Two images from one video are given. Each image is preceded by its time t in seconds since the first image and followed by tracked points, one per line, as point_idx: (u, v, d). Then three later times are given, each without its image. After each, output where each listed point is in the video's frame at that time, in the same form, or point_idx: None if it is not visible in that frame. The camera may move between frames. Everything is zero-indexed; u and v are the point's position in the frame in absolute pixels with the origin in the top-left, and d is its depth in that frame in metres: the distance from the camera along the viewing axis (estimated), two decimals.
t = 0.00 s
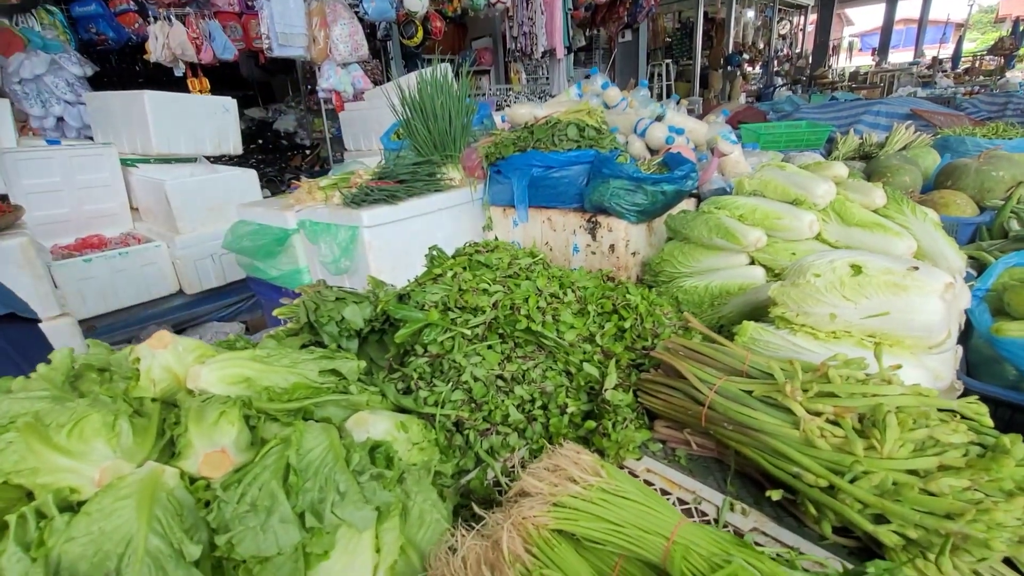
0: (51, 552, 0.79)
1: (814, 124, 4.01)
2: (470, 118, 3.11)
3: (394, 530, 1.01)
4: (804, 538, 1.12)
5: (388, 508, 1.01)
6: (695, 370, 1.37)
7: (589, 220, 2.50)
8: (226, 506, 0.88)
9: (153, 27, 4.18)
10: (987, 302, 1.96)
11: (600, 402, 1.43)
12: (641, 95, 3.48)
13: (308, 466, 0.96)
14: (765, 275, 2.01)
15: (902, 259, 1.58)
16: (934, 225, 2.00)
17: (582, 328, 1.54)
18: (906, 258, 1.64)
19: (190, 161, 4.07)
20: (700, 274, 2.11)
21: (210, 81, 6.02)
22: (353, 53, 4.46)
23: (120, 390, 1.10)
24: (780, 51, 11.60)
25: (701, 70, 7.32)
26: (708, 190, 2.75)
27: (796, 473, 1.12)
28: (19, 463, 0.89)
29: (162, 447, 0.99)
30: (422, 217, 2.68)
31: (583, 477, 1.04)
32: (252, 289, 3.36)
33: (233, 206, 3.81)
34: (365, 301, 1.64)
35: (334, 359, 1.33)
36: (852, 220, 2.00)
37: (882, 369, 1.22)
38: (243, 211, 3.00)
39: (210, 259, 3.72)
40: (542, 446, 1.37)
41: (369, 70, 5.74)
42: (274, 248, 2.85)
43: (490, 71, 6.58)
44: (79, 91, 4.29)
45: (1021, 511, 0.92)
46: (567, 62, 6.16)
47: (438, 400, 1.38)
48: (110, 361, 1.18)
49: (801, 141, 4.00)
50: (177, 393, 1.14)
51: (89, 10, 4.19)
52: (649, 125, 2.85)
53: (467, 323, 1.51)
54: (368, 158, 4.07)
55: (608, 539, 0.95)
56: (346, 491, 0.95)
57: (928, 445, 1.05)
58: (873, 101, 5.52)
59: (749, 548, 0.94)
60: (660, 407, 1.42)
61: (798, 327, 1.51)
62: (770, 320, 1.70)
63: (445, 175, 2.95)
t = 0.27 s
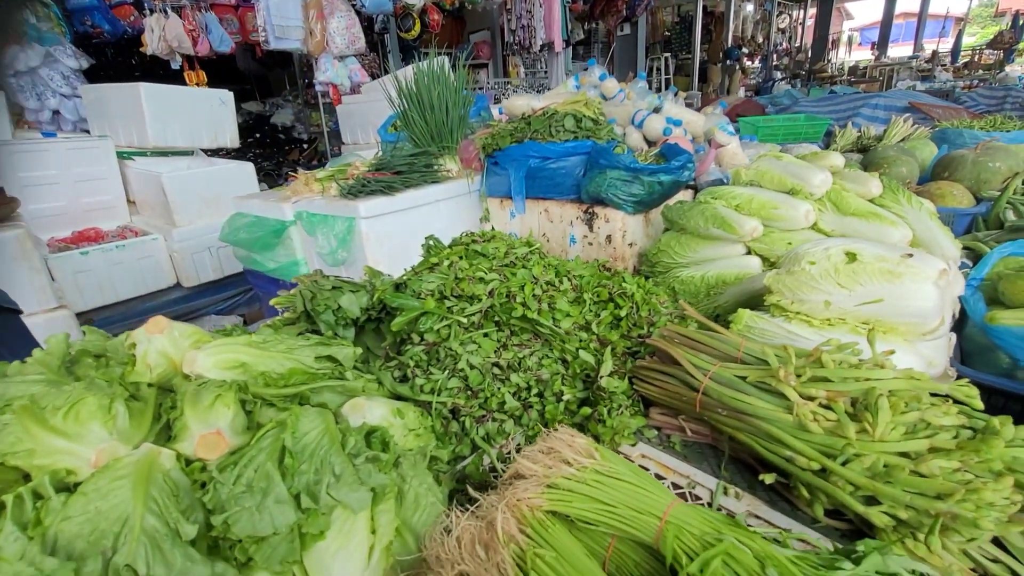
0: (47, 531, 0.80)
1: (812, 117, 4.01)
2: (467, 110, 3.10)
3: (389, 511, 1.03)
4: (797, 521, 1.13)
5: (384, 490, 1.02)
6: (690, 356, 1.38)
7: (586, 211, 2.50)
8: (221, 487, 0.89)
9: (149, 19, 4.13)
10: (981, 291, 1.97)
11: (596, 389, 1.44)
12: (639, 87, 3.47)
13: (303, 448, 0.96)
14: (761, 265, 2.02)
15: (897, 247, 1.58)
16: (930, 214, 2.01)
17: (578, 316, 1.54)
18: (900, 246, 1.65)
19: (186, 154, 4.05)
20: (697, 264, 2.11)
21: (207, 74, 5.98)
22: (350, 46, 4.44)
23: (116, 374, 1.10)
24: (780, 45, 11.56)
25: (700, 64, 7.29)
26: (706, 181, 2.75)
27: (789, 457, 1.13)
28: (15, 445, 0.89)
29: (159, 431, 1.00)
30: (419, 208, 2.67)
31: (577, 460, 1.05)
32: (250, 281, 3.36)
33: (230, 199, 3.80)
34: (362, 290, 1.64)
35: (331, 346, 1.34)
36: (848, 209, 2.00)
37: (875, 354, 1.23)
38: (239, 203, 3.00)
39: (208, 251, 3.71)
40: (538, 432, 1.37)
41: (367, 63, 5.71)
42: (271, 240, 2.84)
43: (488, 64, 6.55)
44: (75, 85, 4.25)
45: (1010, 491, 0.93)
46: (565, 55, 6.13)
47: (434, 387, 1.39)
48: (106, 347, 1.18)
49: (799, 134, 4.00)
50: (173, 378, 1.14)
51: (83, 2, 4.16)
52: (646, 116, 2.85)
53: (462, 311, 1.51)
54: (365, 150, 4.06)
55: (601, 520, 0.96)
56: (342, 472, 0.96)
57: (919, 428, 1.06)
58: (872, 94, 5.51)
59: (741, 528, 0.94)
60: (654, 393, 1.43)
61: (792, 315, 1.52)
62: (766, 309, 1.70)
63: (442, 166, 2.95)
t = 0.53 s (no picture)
0: (60, 511, 0.82)
1: (810, 109, 4.02)
2: (465, 103, 3.10)
3: (392, 494, 1.05)
4: (791, 503, 1.15)
5: (387, 473, 1.04)
6: (687, 344, 1.40)
7: (585, 203, 2.51)
8: (229, 470, 0.91)
9: (146, 13, 4.13)
10: (976, 280, 1.99)
11: (594, 377, 1.46)
12: (637, 80, 3.47)
13: (308, 433, 0.98)
14: (758, 255, 2.03)
15: (892, 236, 1.60)
16: (925, 205, 2.03)
17: (576, 305, 1.56)
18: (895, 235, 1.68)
19: (185, 149, 4.05)
20: (694, 255, 2.13)
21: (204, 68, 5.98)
22: (348, 40, 4.43)
23: (123, 362, 1.12)
24: (778, 38, 11.54)
25: (698, 57, 7.28)
26: (703, 173, 2.77)
27: (783, 440, 1.16)
28: (27, 429, 0.91)
29: (166, 416, 1.02)
30: (418, 201, 2.69)
31: (575, 443, 1.08)
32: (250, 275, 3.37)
33: (229, 193, 3.80)
34: (363, 281, 1.65)
35: (333, 335, 1.35)
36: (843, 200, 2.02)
37: (869, 340, 1.25)
38: (239, 197, 3.01)
39: (208, 246, 3.72)
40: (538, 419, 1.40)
41: (365, 57, 5.70)
42: (271, 233, 2.86)
43: (487, 58, 6.53)
44: (72, 79, 4.24)
45: (997, 470, 0.96)
46: (563, 48, 6.12)
47: (435, 376, 1.41)
48: (112, 336, 1.20)
49: (797, 127, 4.01)
50: (179, 366, 1.16)
51: None
52: (644, 109, 2.86)
53: (463, 301, 1.53)
54: (364, 145, 4.07)
55: (599, 501, 0.99)
56: (346, 456, 0.98)
57: (910, 411, 1.08)
58: (870, 87, 5.52)
59: (736, 507, 0.97)
60: (652, 380, 1.46)
61: (788, 303, 1.54)
62: (762, 298, 1.72)
63: (441, 160, 2.96)
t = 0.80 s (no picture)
0: (63, 507, 0.82)
1: (811, 105, 4.00)
2: (465, 98, 3.09)
3: (394, 489, 1.06)
4: (791, 498, 1.16)
5: (389, 468, 1.05)
6: (688, 339, 1.40)
7: (585, 199, 2.50)
8: (231, 465, 0.91)
9: (144, 8, 4.11)
10: (977, 276, 1.98)
11: (595, 372, 1.46)
12: (638, 74, 3.46)
13: (310, 428, 0.98)
14: (759, 251, 2.03)
15: (893, 231, 1.60)
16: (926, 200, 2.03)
17: (578, 301, 1.56)
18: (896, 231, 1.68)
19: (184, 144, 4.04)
20: (695, 250, 2.13)
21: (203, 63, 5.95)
22: (346, 35, 4.44)
23: (124, 358, 1.12)
24: (779, 33, 11.50)
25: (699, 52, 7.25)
26: (704, 169, 2.77)
27: (784, 436, 1.16)
28: (30, 425, 0.91)
29: (168, 412, 1.02)
30: (419, 197, 2.68)
31: (577, 438, 1.08)
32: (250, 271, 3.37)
33: (229, 189, 3.80)
34: (364, 277, 1.65)
35: (334, 331, 1.35)
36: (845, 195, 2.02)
37: (870, 335, 1.25)
38: (239, 193, 3.01)
39: (208, 242, 3.72)
40: (539, 414, 1.40)
41: (364, 52, 5.68)
42: (270, 229, 2.85)
43: (486, 53, 6.51)
44: (70, 74, 4.22)
45: (998, 465, 0.96)
46: (563, 43, 6.10)
47: (436, 371, 1.41)
48: (114, 332, 1.20)
49: (797, 122, 4.00)
50: (180, 362, 1.16)
51: None
52: (645, 104, 2.85)
53: (464, 296, 1.53)
54: (364, 140, 4.06)
55: (601, 496, 0.99)
56: (348, 451, 0.98)
57: (911, 406, 1.08)
58: (871, 82, 5.50)
59: (738, 502, 0.97)
60: (653, 376, 1.46)
61: (789, 299, 1.54)
62: (763, 294, 1.72)
63: (441, 155, 2.95)
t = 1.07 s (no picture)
0: (70, 509, 0.82)
1: (815, 104, 3.98)
2: (469, 96, 3.08)
3: (399, 492, 1.05)
4: (797, 502, 1.15)
5: (394, 471, 1.05)
6: (693, 342, 1.39)
7: (589, 198, 2.50)
8: (237, 467, 0.91)
9: (147, 4, 4.10)
10: (983, 278, 1.97)
11: (600, 374, 1.46)
12: (642, 73, 3.44)
13: (316, 430, 0.98)
14: (764, 252, 2.03)
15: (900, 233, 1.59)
16: (933, 202, 2.02)
17: (582, 302, 1.55)
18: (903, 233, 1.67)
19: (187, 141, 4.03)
20: (699, 251, 2.12)
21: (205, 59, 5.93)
22: (350, 32, 4.39)
23: (129, 358, 1.12)
24: (782, 31, 11.45)
25: (703, 49, 7.20)
26: (708, 168, 2.76)
27: (790, 440, 1.15)
28: (35, 426, 0.91)
29: (174, 413, 1.02)
30: (422, 195, 2.67)
31: (583, 441, 1.08)
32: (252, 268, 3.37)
33: (232, 186, 3.79)
34: (368, 277, 1.64)
35: (339, 331, 1.35)
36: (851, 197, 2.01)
37: (877, 340, 1.24)
38: (242, 190, 3.00)
39: (210, 239, 3.72)
40: (543, 416, 1.40)
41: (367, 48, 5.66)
42: (273, 227, 2.85)
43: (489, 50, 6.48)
44: (72, 70, 4.19)
45: (1007, 472, 0.96)
46: (567, 41, 6.07)
47: (441, 372, 1.41)
48: (118, 332, 1.19)
49: (802, 122, 3.98)
50: (185, 362, 1.16)
51: None
52: (650, 103, 2.83)
53: (468, 297, 1.52)
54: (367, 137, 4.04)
55: (607, 500, 0.99)
56: (353, 453, 0.98)
57: (919, 411, 1.08)
58: (876, 81, 5.47)
59: (744, 507, 0.97)
60: (658, 378, 1.45)
61: (795, 301, 1.53)
62: (769, 296, 1.72)
63: (445, 154, 2.95)
